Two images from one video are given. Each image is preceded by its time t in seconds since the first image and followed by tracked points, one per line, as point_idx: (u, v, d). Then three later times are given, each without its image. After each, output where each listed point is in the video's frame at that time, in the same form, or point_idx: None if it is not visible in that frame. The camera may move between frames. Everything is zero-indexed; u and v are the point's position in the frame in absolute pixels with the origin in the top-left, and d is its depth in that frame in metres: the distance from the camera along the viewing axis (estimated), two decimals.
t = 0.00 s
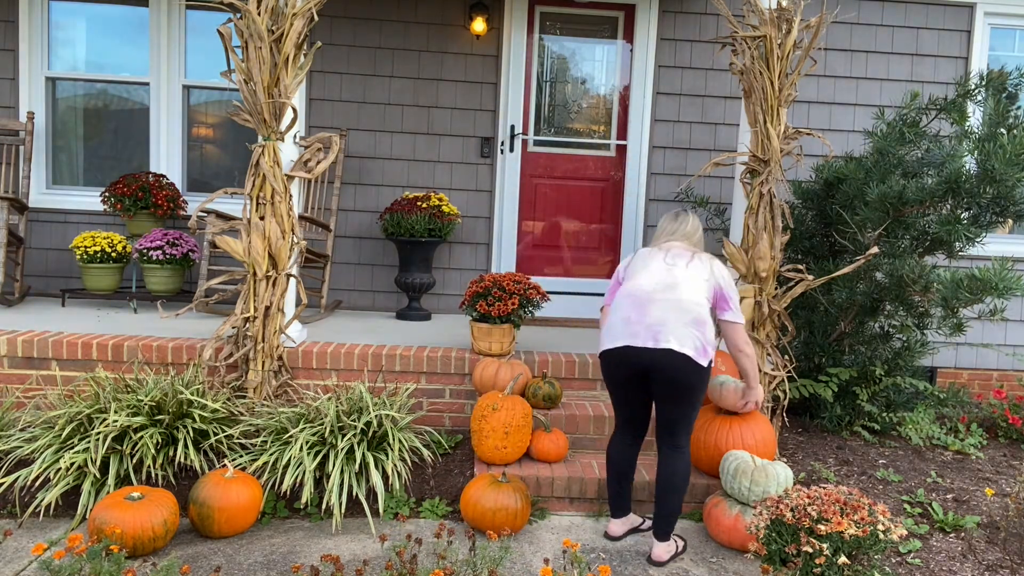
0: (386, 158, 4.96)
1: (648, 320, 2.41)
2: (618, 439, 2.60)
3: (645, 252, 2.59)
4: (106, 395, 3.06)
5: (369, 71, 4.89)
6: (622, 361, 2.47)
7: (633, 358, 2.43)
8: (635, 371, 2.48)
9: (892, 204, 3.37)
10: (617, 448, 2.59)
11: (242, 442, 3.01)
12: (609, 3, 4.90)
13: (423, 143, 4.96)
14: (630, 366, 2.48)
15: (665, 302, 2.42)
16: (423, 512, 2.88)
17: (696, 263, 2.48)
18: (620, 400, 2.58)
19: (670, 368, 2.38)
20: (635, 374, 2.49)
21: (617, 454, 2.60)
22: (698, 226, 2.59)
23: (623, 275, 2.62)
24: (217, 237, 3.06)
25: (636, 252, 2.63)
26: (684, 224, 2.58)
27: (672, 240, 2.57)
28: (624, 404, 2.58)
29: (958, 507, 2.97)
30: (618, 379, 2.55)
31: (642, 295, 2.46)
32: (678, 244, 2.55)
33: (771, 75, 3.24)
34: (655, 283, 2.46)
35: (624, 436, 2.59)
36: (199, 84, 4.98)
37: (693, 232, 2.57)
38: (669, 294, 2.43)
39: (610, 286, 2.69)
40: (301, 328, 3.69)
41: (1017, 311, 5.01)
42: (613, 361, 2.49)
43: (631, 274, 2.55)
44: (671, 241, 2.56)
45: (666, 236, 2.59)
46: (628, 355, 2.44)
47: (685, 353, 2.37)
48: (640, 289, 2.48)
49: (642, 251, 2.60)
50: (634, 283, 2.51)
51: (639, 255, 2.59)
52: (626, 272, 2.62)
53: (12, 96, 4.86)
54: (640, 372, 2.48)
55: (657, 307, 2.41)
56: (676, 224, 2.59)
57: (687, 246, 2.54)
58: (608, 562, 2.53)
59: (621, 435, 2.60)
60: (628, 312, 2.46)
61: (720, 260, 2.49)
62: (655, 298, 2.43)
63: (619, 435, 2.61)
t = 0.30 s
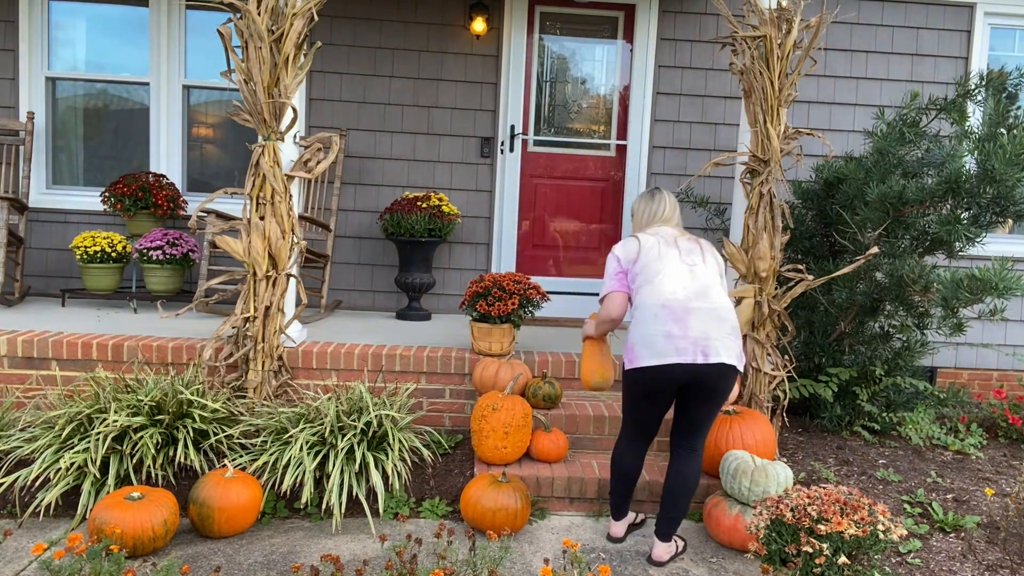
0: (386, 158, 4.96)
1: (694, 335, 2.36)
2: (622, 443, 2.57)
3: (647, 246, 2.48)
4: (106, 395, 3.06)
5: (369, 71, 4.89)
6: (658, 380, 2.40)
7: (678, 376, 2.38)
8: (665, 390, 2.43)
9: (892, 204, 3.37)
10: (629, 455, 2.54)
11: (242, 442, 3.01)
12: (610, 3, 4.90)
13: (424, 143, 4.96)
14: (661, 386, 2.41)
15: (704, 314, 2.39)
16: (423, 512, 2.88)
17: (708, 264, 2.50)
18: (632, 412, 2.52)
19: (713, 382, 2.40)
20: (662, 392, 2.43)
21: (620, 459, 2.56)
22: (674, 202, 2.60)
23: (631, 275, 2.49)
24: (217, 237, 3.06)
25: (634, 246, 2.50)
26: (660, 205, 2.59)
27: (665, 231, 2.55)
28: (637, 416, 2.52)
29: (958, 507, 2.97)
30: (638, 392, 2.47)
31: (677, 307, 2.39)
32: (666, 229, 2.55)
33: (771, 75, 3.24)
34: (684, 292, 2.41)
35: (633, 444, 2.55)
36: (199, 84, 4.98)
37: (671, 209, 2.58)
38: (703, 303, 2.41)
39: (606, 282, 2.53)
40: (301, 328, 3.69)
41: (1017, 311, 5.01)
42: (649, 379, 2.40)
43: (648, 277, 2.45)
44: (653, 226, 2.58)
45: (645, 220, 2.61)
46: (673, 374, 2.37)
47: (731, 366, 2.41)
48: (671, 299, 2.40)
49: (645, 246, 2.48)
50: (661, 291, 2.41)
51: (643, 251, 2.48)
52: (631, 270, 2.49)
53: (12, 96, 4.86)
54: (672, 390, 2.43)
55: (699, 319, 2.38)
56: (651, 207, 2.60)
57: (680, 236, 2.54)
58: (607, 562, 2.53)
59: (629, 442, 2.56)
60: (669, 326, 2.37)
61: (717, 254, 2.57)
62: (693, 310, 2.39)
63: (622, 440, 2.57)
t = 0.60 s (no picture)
0: (386, 158, 4.96)
1: (695, 327, 2.43)
2: (625, 446, 2.52)
3: (628, 241, 2.52)
4: (106, 395, 3.06)
5: (369, 71, 4.89)
6: (662, 373, 2.42)
7: (682, 368, 2.44)
8: (667, 383, 2.47)
9: (892, 204, 3.37)
10: (633, 457, 2.51)
11: (242, 442, 3.01)
12: (609, 3, 4.90)
13: (423, 143, 4.96)
14: (664, 379, 2.44)
15: (699, 306, 2.47)
16: (423, 512, 2.88)
17: (683, 260, 2.60)
18: (630, 411, 2.50)
19: (705, 370, 2.52)
20: (663, 385, 2.47)
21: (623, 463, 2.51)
22: (630, 197, 2.65)
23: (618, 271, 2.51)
24: (218, 237, 3.06)
25: (616, 242, 2.52)
26: (617, 200, 2.63)
27: (636, 228, 2.60)
28: (634, 415, 2.50)
29: (958, 507, 2.97)
30: (637, 388, 2.47)
31: (675, 300, 2.44)
32: (632, 224, 2.60)
33: (771, 75, 3.24)
34: (676, 285, 2.48)
35: (636, 446, 2.51)
36: (199, 84, 4.98)
37: (628, 205, 2.62)
38: (694, 296, 2.49)
39: (588, 278, 2.51)
40: (301, 328, 3.69)
41: (1018, 310, 5.01)
42: (653, 373, 2.42)
43: (637, 272, 2.48)
44: (613, 225, 2.60)
45: (604, 219, 2.63)
46: (679, 365, 2.42)
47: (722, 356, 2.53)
48: (665, 292, 2.45)
49: (628, 242, 2.52)
50: (653, 285, 2.46)
51: (626, 246, 2.51)
52: (616, 266, 2.51)
53: (12, 96, 4.86)
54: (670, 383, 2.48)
55: (697, 312, 2.45)
56: (607, 205, 2.63)
57: (650, 232, 2.61)
58: (607, 562, 2.53)
59: (630, 445, 2.51)
60: (671, 319, 2.42)
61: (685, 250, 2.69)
62: (688, 304, 2.46)
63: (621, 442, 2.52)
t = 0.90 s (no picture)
0: (386, 158, 4.96)
1: (705, 308, 2.50)
2: (638, 441, 2.51)
3: (620, 252, 2.62)
4: (106, 395, 3.06)
5: (369, 71, 4.89)
6: (683, 358, 2.46)
7: (701, 350, 2.49)
8: (685, 371, 2.51)
9: (892, 204, 3.37)
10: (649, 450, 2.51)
11: (242, 442, 3.01)
12: (609, 3, 4.90)
13: (424, 143, 4.96)
14: (684, 367, 2.48)
15: (705, 290, 2.55)
16: (423, 512, 2.88)
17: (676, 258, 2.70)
18: (648, 404, 2.51)
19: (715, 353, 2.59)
20: (680, 374, 2.51)
21: (640, 457, 2.50)
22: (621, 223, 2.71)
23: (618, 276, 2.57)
24: (218, 238, 3.06)
25: (609, 253, 2.61)
26: (609, 227, 2.69)
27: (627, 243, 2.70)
28: (652, 407, 2.51)
29: (958, 507, 2.97)
30: (657, 379, 2.49)
31: (681, 288, 2.51)
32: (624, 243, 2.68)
33: (771, 75, 3.24)
34: (678, 275, 2.55)
35: (652, 439, 2.51)
36: (199, 84, 4.99)
37: (620, 231, 2.69)
38: (698, 282, 2.57)
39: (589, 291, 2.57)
40: (301, 328, 3.69)
41: (1017, 311, 5.01)
42: (676, 357, 2.45)
43: (638, 271, 2.55)
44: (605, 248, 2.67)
45: (596, 245, 2.70)
46: (699, 346, 2.47)
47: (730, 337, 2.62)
48: (670, 282, 2.52)
49: (620, 251, 2.62)
50: (656, 278, 2.53)
51: (619, 254, 2.61)
52: (614, 272, 2.58)
53: (12, 96, 4.86)
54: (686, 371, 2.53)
55: (704, 295, 2.53)
56: (600, 232, 2.70)
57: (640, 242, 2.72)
58: (608, 562, 2.53)
59: (646, 438, 2.51)
60: (682, 304, 2.48)
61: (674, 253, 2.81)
62: (695, 289, 2.53)
63: (637, 436, 2.52)
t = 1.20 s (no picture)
0: (386, 158, 4.96)
1: (694, 310, 2.49)
2: (632, 439, 2.51)
3: (615, 250, 2.60)
4: (106, 395, 3.06)
5: (369, 71, 4.89)
6: (671, 357, 2.46)
7: (688, 351, 2.49)
8: (674, 370, 2.51)
9: (892, 204, 3.37)
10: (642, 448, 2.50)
11: (242, 442, 3.01)
12: (609, 3, 4.90)
13: (424, 143, 4.96)
14: (672, 365, 2.49)
15: (695, 291, 2.54)
16: (423, 512, 2.88)
17: (673, 255, 2.68)
18: (639, 402, 2.51)
19: (705, 352, 2.59)
20: (669, 373, 2.52)
21: (633, 455, 2.50)
22: (621, 215, 2.71)
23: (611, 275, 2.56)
24: (218, 238, 3.06)
25: (604, 251, 2.59)
26: (609, 219, 2.70)
27: (625, 240, 2.67)
28: (644, 405, 2.51)
29: (958, 507, 2.97)
30: (647, 377, 2.50)
31: (672, 289, 2.50)
32: (622, 239, 2.66)
33: (771, 75, 3.24)
34: (670, 276, 2.54)
35: (645, 437, 2.51)
36: (199, 84, 4.99)
37: (620, 222, 2.69)
38: (689, 283, 2.55)
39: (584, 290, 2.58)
40: (301, 328, 3.69)
41: (1017, 310, 5.01)
42: (661, 358, 2.45)
43: (631, 270, 2.54)
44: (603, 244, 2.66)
45: (597, 236, 2.70)
46: (685, 347, 2.47)
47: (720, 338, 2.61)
48: (660, 283, 2.51)
49: (615, 249, 2.60)
50: (648, 278, 2.51)
51: (614, 252, 2.59)
52: (608, 271, 2.56)
53: (12, 96, 4.86)
54: (676, 370, 2.54)
55: (694, 297, 2.52)
56: (601, 224, 2.71)
57: (639, 238, 2.69)
58: (608, 562, 2.53)
59: (639, 437, 2.51)
60: (670, 306, 2.47)
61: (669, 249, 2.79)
62: (685, 289, 2.52)
63: (630, 435, 2.52)
